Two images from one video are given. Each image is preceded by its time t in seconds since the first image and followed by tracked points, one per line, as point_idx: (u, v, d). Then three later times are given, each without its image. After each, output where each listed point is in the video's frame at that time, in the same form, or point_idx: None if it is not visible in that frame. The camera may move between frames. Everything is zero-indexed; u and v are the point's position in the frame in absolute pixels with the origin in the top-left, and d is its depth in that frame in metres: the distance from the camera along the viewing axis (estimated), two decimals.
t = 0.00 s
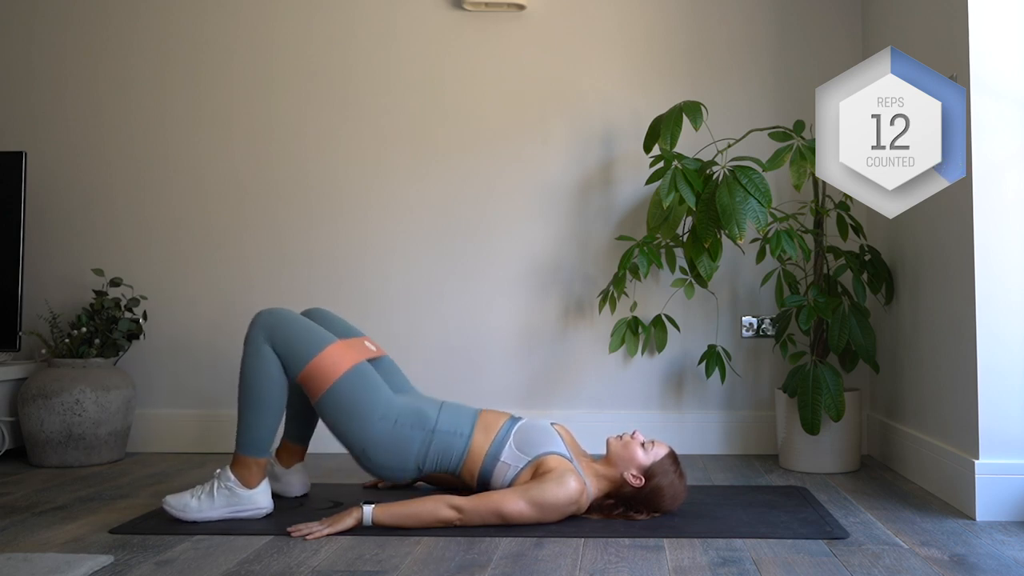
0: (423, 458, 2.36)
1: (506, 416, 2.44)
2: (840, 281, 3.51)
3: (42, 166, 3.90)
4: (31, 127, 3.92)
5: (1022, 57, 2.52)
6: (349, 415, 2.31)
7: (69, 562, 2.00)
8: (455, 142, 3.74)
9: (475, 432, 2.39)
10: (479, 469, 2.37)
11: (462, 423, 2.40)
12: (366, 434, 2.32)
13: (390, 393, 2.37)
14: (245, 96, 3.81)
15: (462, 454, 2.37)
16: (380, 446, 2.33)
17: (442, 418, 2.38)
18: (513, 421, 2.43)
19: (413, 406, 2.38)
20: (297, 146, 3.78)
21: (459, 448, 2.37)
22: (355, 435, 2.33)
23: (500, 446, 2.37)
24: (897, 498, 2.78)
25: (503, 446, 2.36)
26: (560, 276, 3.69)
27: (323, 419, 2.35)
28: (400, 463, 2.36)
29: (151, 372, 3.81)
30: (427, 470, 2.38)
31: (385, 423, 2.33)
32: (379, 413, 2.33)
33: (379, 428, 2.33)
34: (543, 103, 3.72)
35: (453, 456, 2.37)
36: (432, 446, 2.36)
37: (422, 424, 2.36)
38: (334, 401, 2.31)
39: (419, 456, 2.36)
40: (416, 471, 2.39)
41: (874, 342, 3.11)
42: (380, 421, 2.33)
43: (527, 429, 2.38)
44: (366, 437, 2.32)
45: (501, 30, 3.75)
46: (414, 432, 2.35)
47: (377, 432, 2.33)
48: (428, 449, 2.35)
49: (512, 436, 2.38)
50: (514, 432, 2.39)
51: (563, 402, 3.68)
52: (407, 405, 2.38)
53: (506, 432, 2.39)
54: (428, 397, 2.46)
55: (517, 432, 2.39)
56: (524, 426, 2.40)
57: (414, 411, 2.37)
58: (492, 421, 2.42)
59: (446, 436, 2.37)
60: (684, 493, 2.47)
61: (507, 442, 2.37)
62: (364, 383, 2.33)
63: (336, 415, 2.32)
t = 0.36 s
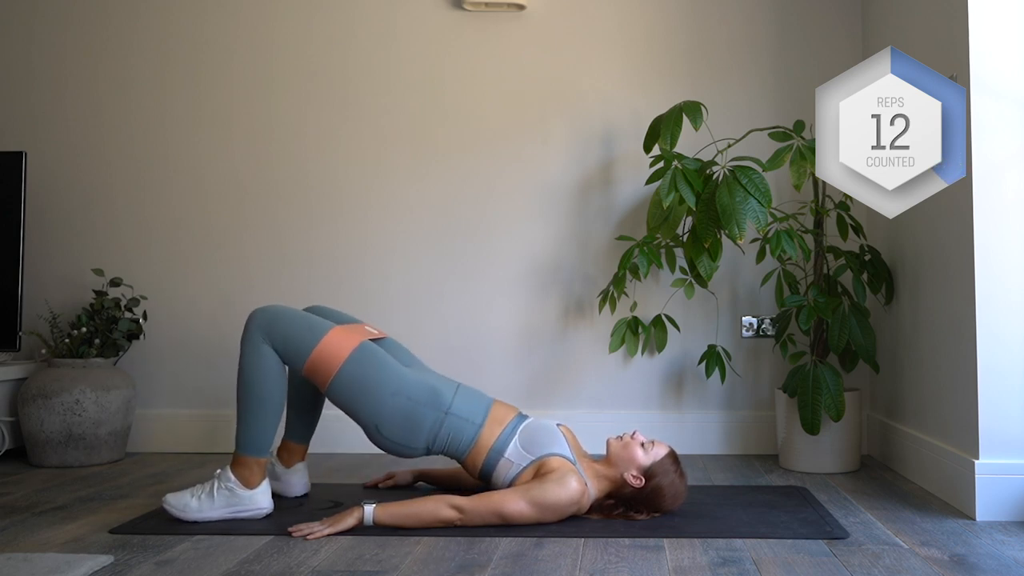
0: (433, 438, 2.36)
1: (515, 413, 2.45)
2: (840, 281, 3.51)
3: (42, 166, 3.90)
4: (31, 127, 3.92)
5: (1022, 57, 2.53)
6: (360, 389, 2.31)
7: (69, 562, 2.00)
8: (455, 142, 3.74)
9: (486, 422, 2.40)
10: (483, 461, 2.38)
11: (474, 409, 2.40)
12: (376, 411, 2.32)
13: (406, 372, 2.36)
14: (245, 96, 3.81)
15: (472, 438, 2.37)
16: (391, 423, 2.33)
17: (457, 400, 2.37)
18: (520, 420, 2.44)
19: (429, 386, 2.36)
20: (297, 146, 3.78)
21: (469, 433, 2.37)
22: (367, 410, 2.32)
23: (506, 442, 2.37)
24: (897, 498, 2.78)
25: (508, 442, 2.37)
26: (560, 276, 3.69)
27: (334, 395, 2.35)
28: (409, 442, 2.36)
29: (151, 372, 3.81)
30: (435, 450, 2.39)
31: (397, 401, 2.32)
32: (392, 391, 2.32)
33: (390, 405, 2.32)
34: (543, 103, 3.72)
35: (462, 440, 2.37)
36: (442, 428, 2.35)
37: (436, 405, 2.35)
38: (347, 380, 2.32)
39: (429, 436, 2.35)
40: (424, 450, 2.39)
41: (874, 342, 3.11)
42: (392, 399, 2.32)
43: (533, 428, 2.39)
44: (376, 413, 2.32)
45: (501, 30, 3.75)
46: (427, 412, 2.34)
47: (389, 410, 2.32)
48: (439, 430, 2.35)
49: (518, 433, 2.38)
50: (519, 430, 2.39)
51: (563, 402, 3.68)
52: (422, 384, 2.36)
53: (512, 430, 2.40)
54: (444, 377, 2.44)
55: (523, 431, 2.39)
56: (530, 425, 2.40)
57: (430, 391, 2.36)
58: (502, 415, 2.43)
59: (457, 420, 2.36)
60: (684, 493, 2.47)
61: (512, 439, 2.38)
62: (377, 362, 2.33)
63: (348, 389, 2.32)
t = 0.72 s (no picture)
0: (434, 445, 2.37)
1: (513, 415, 2.45)
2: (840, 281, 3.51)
3: (42, 166, 3.90)
4: (31, 127, 3.92)
5: (1022, 57, 2.53)
6: (364, 403, 2.31)
7: (69, 562, 2.00)
8: (455, 142, 3.74)
9: (485, 427, 2.41)
10: (483, 464, 2.38)
11: (472, 414, 2.41)
12: (378, 422, 2.32)
13: (403, 381, 2.37)
14: (246, 96, 3.81)
15: (472, 444, 2.38)
16: (393, 433, 2.34)
17: (455, 406, 2.40)
18: (518, 421, 2.44)
19: (426, 394, 2.39)
20: (297, 146, 3.78)
21: (469, 438, 2.38)
22: (367, 421, 2.33)
23: (505, 444, 2.37)
24: (897, 498, 2.78)
25: (507, 444, 2.37)
26: (560, 276, 3.69)
27: (338, 409, 2.34)
28: (410, 449, 2.36)
29: (151, 372, 3.81)
30: (436, 457, 2.40)
31: (399, 412, 2.34)
32: (392, 401, 2.33)
33: (392, 415, 2.33)
34: (543, 103, 3.72)
35: (463, 445, 2.38)
36: (443, 433, 2.36)
37: (435, 411, 2.37)
38: (350, 394, 2.31)
39: (430, 443, 2.37)
40: (425, 458, 2.40)
41: (874, 342, 3.11)
42: (393, 409, 2.33)
43: (532, 428, 2.39)
44: (379, 424, 2.32)
45: (501, 30, 3.75)
46: (426, 419, 2.36)
47: (389, 418, 2.33)
48: (440, 437, 2.36)
49: (517, 435, 2.39)
50: (518, 432, 2.40)
51: (564, 402, 3.68)
52: (420, 392, 2.38)
53: (509, 432, 2.40)
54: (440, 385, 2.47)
55: (521, 432, 2.39)
56: (529, 425, 2.41)
57: (427, 397, 2.38)
58: (499, 417, 2.44)
59: (457, 425, 2.38)
60: (685, 493, 2.47)
61: (511, 440, 2.38)
62: (376, 373, 2.34)
63: (349, 404, 2.32)
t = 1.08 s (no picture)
0: (431, 440, 2.35)
1: (512, 414, 2.45)
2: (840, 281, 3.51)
3: (42, 166, 3.90)
4: (31, 127, 3.92)
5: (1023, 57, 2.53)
6: (360, 391, 2.31)
7: (69, 562, 2.00)
8: (455, 142, 3.74)
9: (483, 425, 2.40)
10: (483, 463, 2.37)
11: (471, 412, 2.40)
12: (374, 413, 2.32)
13: (402, 375, 2.37)
14: (246, 96, 3.81)
15: (469, 441, 2.36)
16: (389, 425, 2.33)
17: (453, 403, 2.38)
18: (518, 420, 2.43)
19: (424, 390, 2.37)
20: (297, 146, 3.78)
21: (467, 435, 2.37)
22: (363, 414, 2.32)
23: (505, 443, 2.37)
24: (897, 498, 2.78)
25: (507, 443, 2.37)
26: (560, 276, 3.69)
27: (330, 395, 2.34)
28: (406, 445, 2.35)
29: (150, 372, 3.81)
30: (434, 453, 2.38)
31: (395, 403, 2.33)
32: (389, 393, 2.32)
33: (388, 408, 2.32)
34: (543, 103, 3.72)
35: (460, 442, 2.36)
36: (440, 430, 2.35)
37: (433, 407, 2.35)
38: (345, 381, 2.32)
39: (427, 438, 2.35)
40: (422, 454, 2.38)
41: (874, 342, 3.11)
42: (389, 400, 2.32)
43: (532, 428, 2.39)
44: (374, 414, 2.32)
45: (501, 30, 3.75)
46: (424, 413, 2.34)
47: (386, 412, 2.32)
48: (437, 432, 2.35)
49: (516, 434, 2.38)
50: (518, 431, 2.39)
51: (564, 401, 3.68)
52: (419, 387, 2.37)
53: (509, 431, 2.39)
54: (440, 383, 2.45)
55: (521, 430, 2.39)
56: (529, 425, 2.40)
57: (426, 393, 2.36)
58: (498, 416, 2.43)
59: (455, 422, 2.36)
60: (684, 493, 2.47)
61: (511, 439, 2.37)
62: (375, 362, 2.34)
63: (345, 396, 2.32)
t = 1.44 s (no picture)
0: (419, 469, 2.36)
1: (502, 420, 2.44)
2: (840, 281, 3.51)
3: (42, 166, 3.90)
4: (31, 127, 3.92)
5: (1023, 57, 2.53)
6: (346, 428, 2.33)
7: (68, 562, 2.00)
8: (455, 142, 3.74)
9: (472, 440, 2.39)
10: (478, 473, 2.37)
11: (457, 432, 2.41)
12: (360, 448, 2.34)
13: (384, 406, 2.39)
14: (246, 96, 3.81)
15: (458, 462, 2.37)
16: (376, 458, 2.34)
17: (436, 429, 2.39)
18: (509, 425, 2.43)
19: (405, 420, 2.40)
20: (297, 146, 3.78)
21: (456, 456, 2.37)
22: (350, 447, 2.34)
23: (498, 449, 2.36)
24: (897, 498, 2.78)
25: (501, 448, 2.36)
26: (560, 276, 3.69)
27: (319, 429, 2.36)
28: (397, 473, 2.36)
29: (150, 372, 3.81)
30: (425, 482, 2.39)
31: (379, 436, 2.35)
32: (373, 425, 2.34)
33: (373, 440, 2.34)
34: (543, 103, 3.72)
35: (449, 466, 2.37)
36: (427, 456, 2.36)
37: (416, 436, 2.37)
38: (335, 414, 2.33)
39: (415, 467, 2.36)
40: (413, 483, 2.39)
41: (874, 342, 3.11)
42: (374, 433, 2.34)
43: (524, 430, 2.38)
44: (360, 449, 2.33)
45: (501, 30, 3.75)
46: (408, 444, 2.36)
47: (372, 443, 2.34)
48: (423, 460, 2.36)
49: (509, 439, 2.38)
50: (511, 435, 2.39)
51: (564, 402, 3.68)
52: (400, 418, 2.40)
53: (503, 435, 2.39)
54: (422, 412, 2.47)
55: (513, 433, 2.39)
56: (521, 428, 2.40)
57: (407, 424, 2.39)
58: (488, 427, 2.42)
59: (441, 447, 2.37)
60: (684, 493, 2.47)
61: (504, 444, 2.37)
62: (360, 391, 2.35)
63: (331, 429, 2.34)
